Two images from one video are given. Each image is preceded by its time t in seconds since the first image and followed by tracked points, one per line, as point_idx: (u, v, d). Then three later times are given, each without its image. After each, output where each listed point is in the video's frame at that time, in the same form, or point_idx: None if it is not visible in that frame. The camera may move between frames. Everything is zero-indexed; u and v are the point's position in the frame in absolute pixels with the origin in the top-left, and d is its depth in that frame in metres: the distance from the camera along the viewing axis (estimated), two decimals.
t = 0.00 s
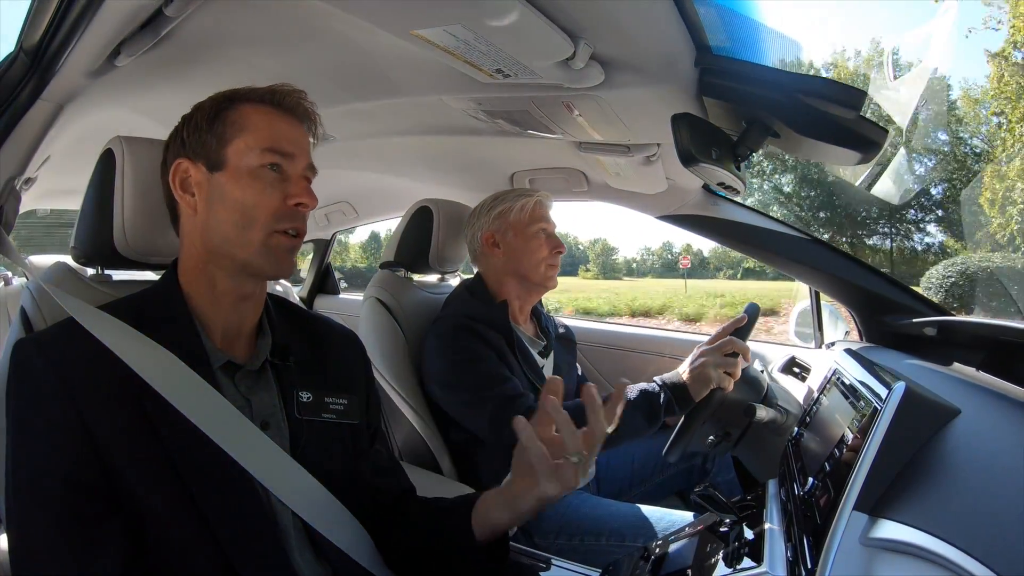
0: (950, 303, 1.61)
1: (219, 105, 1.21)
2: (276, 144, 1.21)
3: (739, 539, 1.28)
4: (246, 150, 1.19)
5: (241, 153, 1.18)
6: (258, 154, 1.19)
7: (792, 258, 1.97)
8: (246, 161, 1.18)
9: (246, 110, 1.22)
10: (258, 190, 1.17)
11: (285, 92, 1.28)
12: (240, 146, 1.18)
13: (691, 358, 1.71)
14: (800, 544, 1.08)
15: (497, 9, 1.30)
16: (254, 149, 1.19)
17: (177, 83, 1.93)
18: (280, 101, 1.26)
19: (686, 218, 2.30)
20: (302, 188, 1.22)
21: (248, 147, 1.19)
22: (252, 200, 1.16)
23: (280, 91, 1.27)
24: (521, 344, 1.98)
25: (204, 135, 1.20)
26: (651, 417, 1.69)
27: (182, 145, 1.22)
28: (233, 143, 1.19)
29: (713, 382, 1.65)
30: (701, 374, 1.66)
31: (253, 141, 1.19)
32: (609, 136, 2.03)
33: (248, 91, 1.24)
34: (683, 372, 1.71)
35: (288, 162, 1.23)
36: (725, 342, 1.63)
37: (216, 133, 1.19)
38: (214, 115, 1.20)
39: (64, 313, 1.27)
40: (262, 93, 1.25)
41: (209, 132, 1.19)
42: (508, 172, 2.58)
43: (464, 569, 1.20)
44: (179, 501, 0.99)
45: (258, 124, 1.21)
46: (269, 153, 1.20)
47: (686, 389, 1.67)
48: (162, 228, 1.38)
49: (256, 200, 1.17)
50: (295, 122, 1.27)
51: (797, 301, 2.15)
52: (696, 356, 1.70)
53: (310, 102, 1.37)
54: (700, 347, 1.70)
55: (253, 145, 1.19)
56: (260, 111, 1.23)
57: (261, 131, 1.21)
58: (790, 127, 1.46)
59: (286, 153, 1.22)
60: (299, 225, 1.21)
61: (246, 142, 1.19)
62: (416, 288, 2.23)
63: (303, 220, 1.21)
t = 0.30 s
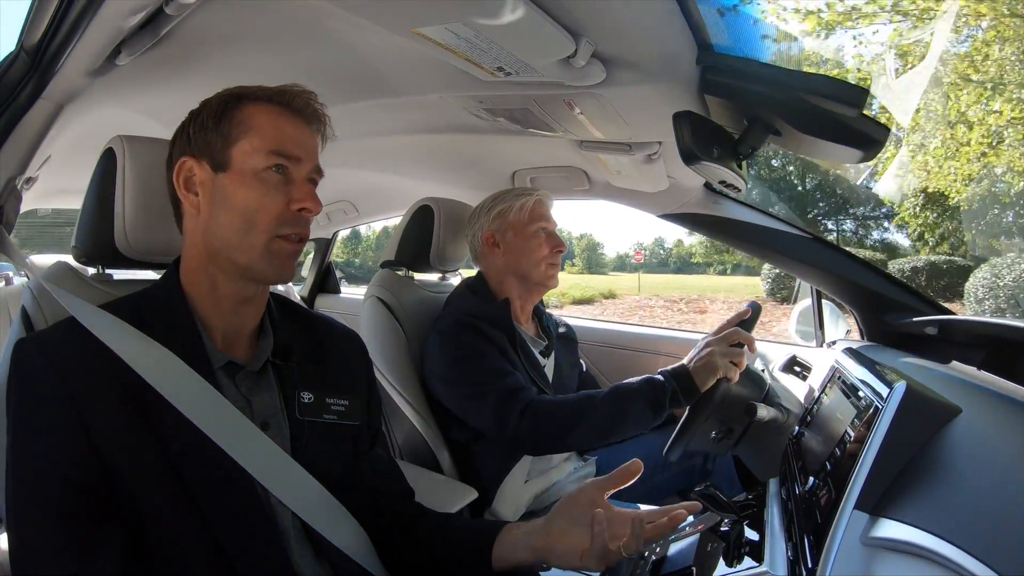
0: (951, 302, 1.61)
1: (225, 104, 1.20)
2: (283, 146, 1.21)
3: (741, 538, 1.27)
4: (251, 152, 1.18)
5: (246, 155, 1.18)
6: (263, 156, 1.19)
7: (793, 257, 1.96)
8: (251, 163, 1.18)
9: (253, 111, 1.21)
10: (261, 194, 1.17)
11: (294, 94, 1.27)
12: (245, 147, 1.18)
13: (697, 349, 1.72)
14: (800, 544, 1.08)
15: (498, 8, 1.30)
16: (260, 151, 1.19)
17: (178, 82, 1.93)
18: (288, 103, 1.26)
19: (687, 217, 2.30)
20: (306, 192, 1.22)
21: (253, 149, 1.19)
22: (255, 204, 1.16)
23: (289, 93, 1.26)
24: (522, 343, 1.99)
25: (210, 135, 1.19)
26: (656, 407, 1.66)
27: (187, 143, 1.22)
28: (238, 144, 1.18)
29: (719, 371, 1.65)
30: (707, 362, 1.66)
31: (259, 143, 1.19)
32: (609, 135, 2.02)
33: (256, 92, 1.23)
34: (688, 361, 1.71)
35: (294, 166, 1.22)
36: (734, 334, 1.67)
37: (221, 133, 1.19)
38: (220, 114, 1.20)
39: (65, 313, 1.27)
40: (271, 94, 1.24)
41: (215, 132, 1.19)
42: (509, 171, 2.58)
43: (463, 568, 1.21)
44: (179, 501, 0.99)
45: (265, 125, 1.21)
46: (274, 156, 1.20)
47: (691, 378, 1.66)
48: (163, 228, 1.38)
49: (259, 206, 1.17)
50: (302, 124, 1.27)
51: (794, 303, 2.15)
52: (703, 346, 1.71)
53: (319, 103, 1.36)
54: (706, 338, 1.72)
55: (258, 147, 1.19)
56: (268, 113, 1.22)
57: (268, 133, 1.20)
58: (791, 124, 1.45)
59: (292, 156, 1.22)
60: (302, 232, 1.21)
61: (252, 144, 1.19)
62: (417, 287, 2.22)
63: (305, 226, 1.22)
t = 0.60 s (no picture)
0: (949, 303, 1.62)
1: (220, 103, 1.21)
2: (280, 141, 1.22)
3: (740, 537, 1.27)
4: (250, 147, 1.19)
5: (244, 151, 1.19)
6: (261, 150, 1.19)
7: (791, 257, 1.96)
8: (250, 157, 1.18)
9: (248, 108, 1.22)
10: (263, 186, 1.17)
11: (285, 92, 1.28)
12: (243, 142, 1.19)
13: (700, 343, 1.73)
14: (800, 544, 1.08)
15: (497, 9, 1.30)
16: (258, 146, 1.19)
17: (177, 83, 1.93)
18: (281, 100, 1.27)
19: (685, 218, 2.30)
20: (305, 183, 1.22)
21: (252, 144, 1.19)
22: (257, 196, 1.17)
23: (281, 91, 1.27)
24: (521, 343, 1.99)
25: (207, 133, 1.19)
26: (660, 398, 1.66)
27: (183, 143, 1.22)
28: (236, 140, 1.19)
29: (726, 361, 1.66)
30: (712, 354, 1.67)
31: (256, 138, 1.19)
32: (609, 136, 2.02)
33: (250, 90, 1.24)
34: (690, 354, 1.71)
35: (291, 159, 1.23)
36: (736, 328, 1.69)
37: (219, 130, 1.19)
38: (215, 113, 1.20)
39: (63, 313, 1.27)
40: (263, 92, 1.25)
41: (211, 130, 1.19)
42: (508, 172, 2.58)
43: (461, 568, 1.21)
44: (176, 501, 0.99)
45: (261, 121, 1.22)
46: (273, 149, 1.20)
47: (695, 369, 1.66)
48: (161, 228, 1.37)
49: (261, 196, 1.17)
50: (296, 120, 1.28)
51: (789, 306, 2.18)
52: (707, 340, 1.73)
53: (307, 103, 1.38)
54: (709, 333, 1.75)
55: (256, 142, 1.19)
56: (263, 109, 1.23)
57: (264, 128, 1.21)
58: (790, 125, 1.43)
59: (289, 150, 1.23)
60: (303, 220, 1.21)
61: (250, 139, 1.19)
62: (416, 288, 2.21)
63: (307, 216, 1.22)
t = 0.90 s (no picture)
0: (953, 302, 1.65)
1: (216, 104, 1.21)
2: (275, 142, 1.22)
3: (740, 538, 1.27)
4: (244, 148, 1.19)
5: (239, 151, 1.18)
6: (256, 151, 1.19)
7: (789, 257, 1.97)
8: (245, 158, 1.18)
9: (244, 109, 1.22)
10: (256, 188, 1.17)
11: (282, 93, 1.28)
12: (238, 143, 1.19)
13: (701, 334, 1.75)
14: (800, 544, 1.07)
15: (497, 9, 1.30)
16: (253, 147, 1.19)
17: (177, 82, 1.93)
18: (278, 101, 1.27)
19: (684, 219, 2.29)
20: (300, 184, 1.22)
21: (246, 145, 1.19)
22: (250, 197, 1.16)
23: (278, 92, 1.27)
24: (521, 343, 1.99)
25: (202, 133, 1.19)
26: (667, 390, 1.64)
27: (178, 142, 1.22)
28: (231, 140, 1.19)
29: (733, 348, 1.67)
30: (717, 341, 1.68)
31: (251, 139, 1.19)
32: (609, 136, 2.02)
33: (246, 91, 1.24)
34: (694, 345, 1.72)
35: (287, 160, 1.23)
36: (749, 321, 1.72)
37: (213, 129, 1.19)
38: (212, 113, 1.20)
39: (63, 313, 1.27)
40: (260, 93, 1.25)
41: (206, 130, 1.19)
42: (508, 171, 2.58)
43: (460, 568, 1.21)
44: (170, 503, 0.99)
45: (257, 122, 1.22)
46: (267, 150, 1.20)
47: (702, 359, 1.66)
48: (161, 228, 1.37)
49: (254, 198, 1.17)
50: (293, 122, 1.28)
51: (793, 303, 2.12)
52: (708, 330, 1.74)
53: (307, 104, 1.38)
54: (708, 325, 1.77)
55: (251, 143, 1.19)
56: (258, 110, 1.23)
57: (260, 129, 1.21)
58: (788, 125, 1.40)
59: (284, 151, 1.22)
60: (297, 222, 1.21)
61: (244, 140, 1.19)
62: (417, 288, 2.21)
63: (301, 218, 1.21)
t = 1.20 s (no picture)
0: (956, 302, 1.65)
1: (227, 104, 1.21)
2: (284, 148, 1.22)
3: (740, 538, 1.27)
4: (253, 153, 1.19)
5: (247, 155, 1.19)
6: (265, 157, 1.20)
7: (789, 255, 1.98)
8: (253, 163, 1.19)
9: (254, 112, 1.22)
10: (262, 193, 1.18)
11: (293, 97, 1.29)
12: (247, 147, 1.19)
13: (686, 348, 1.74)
14: (800, 544, 1.08)
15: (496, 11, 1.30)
16: (262, 152, 1.20)
17: (178, 83, 1.93)
18: (288, 107, 1.27)
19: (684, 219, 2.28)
20: (307, 192, 1.23)
21: (255, 149, 1.19)
22: (256, 203, 1.17)
23: (289, 97, 1.28)
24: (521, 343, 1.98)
25: (210, 133, 1.19)
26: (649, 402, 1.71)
27: (184, 138, 1.21)
28: (240, 143, 1.19)
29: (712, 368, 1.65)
30: (696, 358, 1.67)
31: (260, 144, 1.20)
32: (609, 136, 2.02)
33: (257, 93, 1.24)
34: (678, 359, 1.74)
35: (294, 167, 1.24)
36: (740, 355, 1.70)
37: (222, 130, 1.19)
38: (222, 113, 1.20)
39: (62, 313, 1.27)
40: (271, 96, 1.25)
41: (215, 131, 1.19)
42: (508, 172, 2.58)
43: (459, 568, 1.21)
44: (170, 502, 0.99)
45: (267, 126, 1.22)
46: (275, 156, 1.21)
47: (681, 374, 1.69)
48: (161, 228, 1.38)
49: (260, 203, 1.17)
50: (301, 127, 1.29)
51: (793, 305, 2.08)
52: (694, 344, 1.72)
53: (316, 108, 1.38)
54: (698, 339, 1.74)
55: (260, 148, 1.20)
56: (269, 114, 1.23)
57: (269, 134, 1.21)
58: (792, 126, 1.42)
59: (292, 158, 1.23)
60: (299, 230, 1.22)
61: (252, 144, 1.19)
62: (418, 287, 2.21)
63: (304, 226, 1.23)
